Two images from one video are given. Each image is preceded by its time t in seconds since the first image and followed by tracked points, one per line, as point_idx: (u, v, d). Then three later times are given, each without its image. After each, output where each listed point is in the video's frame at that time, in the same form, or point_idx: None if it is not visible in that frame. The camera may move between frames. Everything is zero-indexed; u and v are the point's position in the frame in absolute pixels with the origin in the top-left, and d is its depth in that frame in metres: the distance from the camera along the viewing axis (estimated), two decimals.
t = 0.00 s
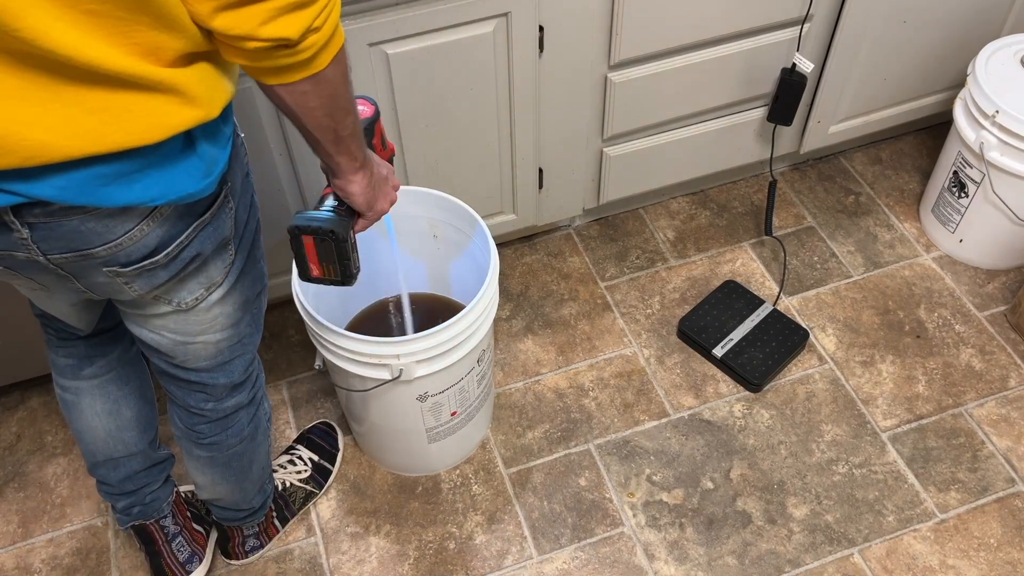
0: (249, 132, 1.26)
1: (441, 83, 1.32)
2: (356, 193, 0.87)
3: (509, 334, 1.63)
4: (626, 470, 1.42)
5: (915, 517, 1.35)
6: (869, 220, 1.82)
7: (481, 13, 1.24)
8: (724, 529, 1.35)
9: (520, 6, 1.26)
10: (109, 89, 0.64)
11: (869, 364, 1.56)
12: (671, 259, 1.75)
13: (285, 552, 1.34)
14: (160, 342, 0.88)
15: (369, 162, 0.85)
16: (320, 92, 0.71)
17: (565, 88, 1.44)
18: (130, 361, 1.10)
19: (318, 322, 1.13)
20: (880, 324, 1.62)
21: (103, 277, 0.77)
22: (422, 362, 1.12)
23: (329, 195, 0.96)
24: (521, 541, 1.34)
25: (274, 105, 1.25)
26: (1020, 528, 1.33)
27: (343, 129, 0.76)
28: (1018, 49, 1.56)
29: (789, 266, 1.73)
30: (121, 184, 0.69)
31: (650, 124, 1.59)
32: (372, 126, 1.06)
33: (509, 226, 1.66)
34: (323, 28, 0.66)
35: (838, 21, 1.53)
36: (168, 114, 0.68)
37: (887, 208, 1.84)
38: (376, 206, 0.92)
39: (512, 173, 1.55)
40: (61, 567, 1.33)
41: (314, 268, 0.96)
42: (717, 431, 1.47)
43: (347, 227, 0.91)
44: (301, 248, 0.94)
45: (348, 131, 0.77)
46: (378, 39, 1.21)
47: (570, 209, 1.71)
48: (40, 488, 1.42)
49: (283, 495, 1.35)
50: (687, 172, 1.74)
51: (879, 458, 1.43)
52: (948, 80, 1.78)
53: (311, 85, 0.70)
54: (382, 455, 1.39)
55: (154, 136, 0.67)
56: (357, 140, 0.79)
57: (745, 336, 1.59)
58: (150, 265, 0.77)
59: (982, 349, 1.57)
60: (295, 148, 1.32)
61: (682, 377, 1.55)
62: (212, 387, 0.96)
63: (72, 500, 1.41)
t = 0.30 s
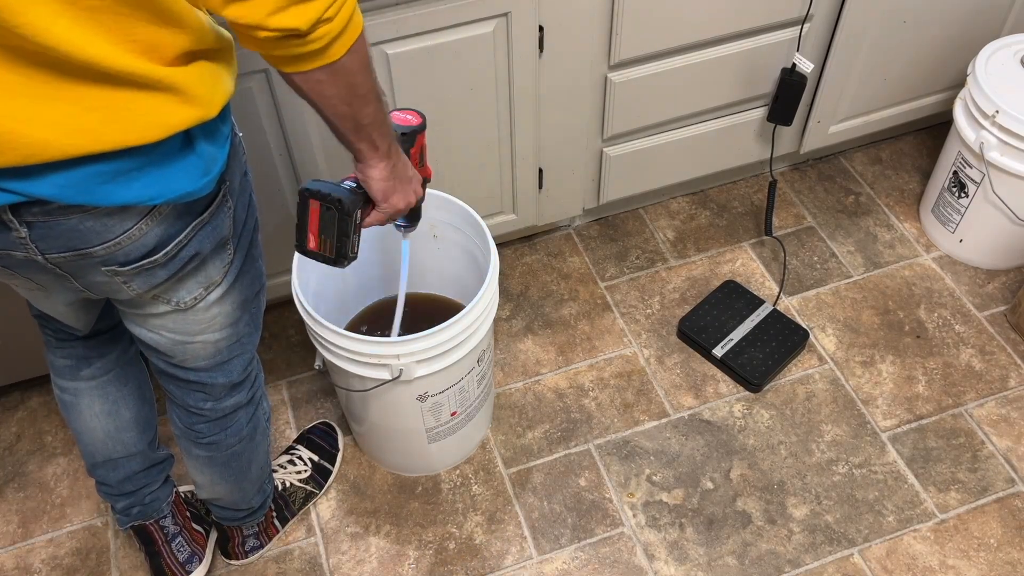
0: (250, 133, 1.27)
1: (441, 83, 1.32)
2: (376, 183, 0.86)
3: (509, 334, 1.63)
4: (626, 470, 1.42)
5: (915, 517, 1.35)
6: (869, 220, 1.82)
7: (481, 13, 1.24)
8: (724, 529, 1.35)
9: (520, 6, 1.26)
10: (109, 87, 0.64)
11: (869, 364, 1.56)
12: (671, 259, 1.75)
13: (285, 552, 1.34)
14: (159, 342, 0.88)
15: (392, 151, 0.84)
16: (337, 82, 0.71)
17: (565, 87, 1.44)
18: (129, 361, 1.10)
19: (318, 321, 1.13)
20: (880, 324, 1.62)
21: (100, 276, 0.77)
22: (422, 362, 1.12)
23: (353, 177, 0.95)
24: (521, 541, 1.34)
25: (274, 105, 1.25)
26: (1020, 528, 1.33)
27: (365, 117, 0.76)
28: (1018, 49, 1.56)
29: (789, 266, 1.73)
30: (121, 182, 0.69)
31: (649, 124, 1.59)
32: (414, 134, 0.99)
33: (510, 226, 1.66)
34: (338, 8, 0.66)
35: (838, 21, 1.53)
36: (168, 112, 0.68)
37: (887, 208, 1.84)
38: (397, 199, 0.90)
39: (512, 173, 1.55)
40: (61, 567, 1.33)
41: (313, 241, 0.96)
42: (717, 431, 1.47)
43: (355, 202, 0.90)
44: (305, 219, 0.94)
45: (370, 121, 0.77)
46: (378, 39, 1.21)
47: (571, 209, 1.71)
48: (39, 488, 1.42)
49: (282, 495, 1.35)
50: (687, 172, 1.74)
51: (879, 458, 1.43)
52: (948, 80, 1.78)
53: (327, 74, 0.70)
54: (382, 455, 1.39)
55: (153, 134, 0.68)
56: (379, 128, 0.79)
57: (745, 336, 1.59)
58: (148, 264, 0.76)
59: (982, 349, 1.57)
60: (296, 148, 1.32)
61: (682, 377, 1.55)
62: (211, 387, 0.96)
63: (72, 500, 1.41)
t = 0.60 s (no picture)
0: (250, 133, 1.27)
1: (441, 83, 1.32)
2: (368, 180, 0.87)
3: (509, 334, 1.63)
4: (626, 470, 1.42)
5: (915, 517, 1.35)
6: (869, 220, 1.82)
7: (481, 13, 1.24)
8: (724, 529, 1.35)
9: (520, 6, 1.26)
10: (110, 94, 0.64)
11: (869, 364, 1.56)
12: (671, 260, 1.75)
13: (285, 552, 1.34)
14: (156, 347, 0.89)
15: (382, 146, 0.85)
16: (326, 89, 0.71)
17: (566, 87, 1.44)
18: (128, 364, 1.10)
19: (318, 321, 1.13)
20: (880, 324, 1.62)
21: (96, 280, 0.77)
22: (422, 362, 1.12)
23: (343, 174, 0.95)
24: (521, 541, 1.34)
25: (275, 105, 1.25)
26: (1020, 528, 1.33)
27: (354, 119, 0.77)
28: (1018, 49, 1.56)
29: (789, 266, 1.73)
30: (120, 188, 0.69)
31: (649, 125, 1.59)
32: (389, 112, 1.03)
33: (510, 226, 1.66)
34: (333, 1, 0.65)
35: (837, 21, 1.53)
36: (167, 118, 0.68)
37: (887, 208, 1.84)
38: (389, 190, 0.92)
39: (512, 173, 1.55)
40: (61, 567, 1.33)
41: (320, 246, 0.96)
42: (717, 431, 1.47)
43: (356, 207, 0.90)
44: (309, 226, 0.93)
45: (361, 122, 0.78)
46: (378, 39, 1.21)
47: (570, 209, 1.71)
48: (39, 488, 1.42)
49: (283, 495, 1.35)
50: (687, 172, 1.74)
51: (879, 458, 1.43)
52: (948, 80, 1.78)
53: (316, 82, 0.70)
54: (382, 455, 1.39)
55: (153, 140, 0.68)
56: (369, 127, 0.80)
57: (745, 336, 1.59)
58: (144, 268, 0.77)
59: (982, 349, 1.57)
60: (295, 148, 1.32)
61: (682, 377, 1.55)
62: (209, 391, 0.96)
63: (72, 500, 1.41)
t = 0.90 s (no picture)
0: (250, 133, 1.27)
1: (441, 83, 1.32)
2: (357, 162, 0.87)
3: (509, 334, 1.63)
4: (626, 470, 1.42)
5: (915, 517, 1.35)
6: (869, 220, 1.82)
7: (481, 13, 1.24)
8: (724, 529, 1.35)
9: (520, 7, 1.26)
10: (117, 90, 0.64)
11: (869, 364, 1.56)
12: (670, 259, 1.75)
13: (285, 552, 1.34)
14: (156, 343, 0.89)
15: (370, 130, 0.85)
16: (320, 68, 0.71)
17: (565, 87, 1.44)
18: (128, 364, 1.10)
19: (318, 321, 1.13)
20: (880, 324, 1.62)
21: (98, 275, 0.77)
22: (422, 362, 1.12)
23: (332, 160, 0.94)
24: (521, 541, 1.34)
25: (274, 105, 1.25)
26: (1020, 528, 1.33)
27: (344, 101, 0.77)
28: (1018, 49, 1.56)
29: (789, 266, 1.73)
30: (123, 182, 0.69)
31: (649, 125, 1.59)
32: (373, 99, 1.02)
33: (510, 226, 1.66)
34: None
35: (838, 21, 1.53)
36: (172, 113, 0.68)
37: (887, 208, 1.84)
38: (378, 173, 0.92)
39: (512, 173, 1.55)
40: (61, 567, 1.33)
41: (315, 233, 0.96)
42: (717, 431, 1.47)
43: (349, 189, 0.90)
44: (304, 214, 0.94)
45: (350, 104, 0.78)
46: (378, 39, 1.21)
47: (571, 209, 1.71)
48: (40, 488, 1.42)
49: (283, 495, 1.35)
50: (687, 172, 1.74)
51: (879, 458, 1.43)
52: (948, 80, 1.78)
53: (311, 63, 0.70)
54: (382, 454, 1.39)
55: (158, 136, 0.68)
56: (359, 110, 0.80)
57: (745, 336, 1.59)
58: (146, 263, 0.76)
59: (982, 349, 1.57)
60: (295, 148, 1.33)
61: (682, 377, 1.55)
62: (209, 388, 0.96)
63: (72, 500, 1.41)
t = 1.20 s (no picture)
0: (250, 133, 1.27)
1: (441, 83, 1.32)
2: (352, 171, 0.87)
3: (509, 334, 1.63)
4: (626, 470, 1.42)
5: (915, 517, 1.35)
6: (869, 220, 1.82)
7: (481, 13, 1.24)
8: (724, 529, 1.35)
9: (520, 6, 1.26)
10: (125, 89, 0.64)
11: (869, 364, 1.56)
12: (670, 259, 1.75)
13: (285, 552, 1.34)
14: (160, 344, 0.89)
15: (369, 140, 0.85)
16: (321, 72, 0.71)
17: (565, 87, 1.44)
18: (128, 364, 1.11)
19: (318, 320, 1.13)
20: (880, 324, 1.62)
21: (101, 275, 0.77)
22: (421, 362, 1.12)
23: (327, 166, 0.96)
24: (521, 541, 1.34)
25: (274, 105, 1.25)
26: (1020, 528, 1.33)
27: (344, 106, 0.77)
28: (1018, 49, 1.56)
29: (789, 266, 1.73)
30: (128, 182, 0.69)
31: (649, 125, 1.59)
32: (377, 105, 1.04)
33: (510, 226, 1.66)
34: None
35: (838, 21, 1.53)
36: (178, 113, 0.68)
37: (887, 208, 1.84)
38: (375, 183, 0.92)
39: (512, 173, 1.55)
40: (61, 567, 1.33)
41: (304, 235, 0.95)
42: (717, 431, 1.47)
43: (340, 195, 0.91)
44: (293, 215, 0.93)
45: (351, 108, 0.78)
46: (378, 39, 1.21)
47: (571, 209, 1.71)
48: (40, 488, 1.42)
49: (283, 495, 1.36)
50: (687, 172, 1.74)
51: (879, 458, 1.43)
52: (948, 80, 1.78)
53: (313, 65, 0.70)
54: (383, 454, 1.39)
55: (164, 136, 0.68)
56: (358, 116, 0.80)
57: (745, 336, 1.59)
58: (150, 263, 0.77)
59: (982, 349, 1.57)
60: (296, 148, 1.33)
61: (683, 377, 1.55)
62: (211, 388, 0.96)
63: (72, 500, 1.41)
